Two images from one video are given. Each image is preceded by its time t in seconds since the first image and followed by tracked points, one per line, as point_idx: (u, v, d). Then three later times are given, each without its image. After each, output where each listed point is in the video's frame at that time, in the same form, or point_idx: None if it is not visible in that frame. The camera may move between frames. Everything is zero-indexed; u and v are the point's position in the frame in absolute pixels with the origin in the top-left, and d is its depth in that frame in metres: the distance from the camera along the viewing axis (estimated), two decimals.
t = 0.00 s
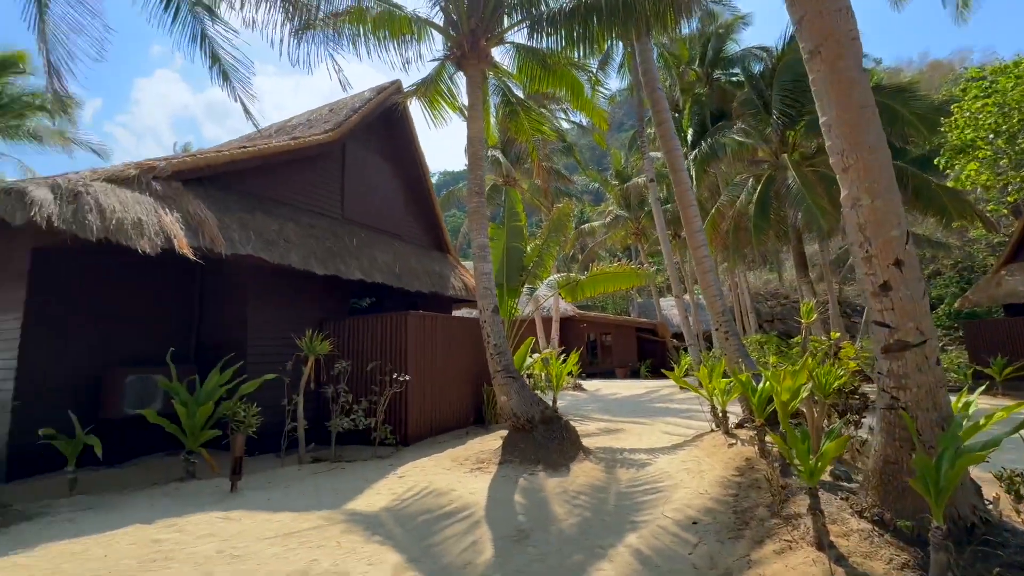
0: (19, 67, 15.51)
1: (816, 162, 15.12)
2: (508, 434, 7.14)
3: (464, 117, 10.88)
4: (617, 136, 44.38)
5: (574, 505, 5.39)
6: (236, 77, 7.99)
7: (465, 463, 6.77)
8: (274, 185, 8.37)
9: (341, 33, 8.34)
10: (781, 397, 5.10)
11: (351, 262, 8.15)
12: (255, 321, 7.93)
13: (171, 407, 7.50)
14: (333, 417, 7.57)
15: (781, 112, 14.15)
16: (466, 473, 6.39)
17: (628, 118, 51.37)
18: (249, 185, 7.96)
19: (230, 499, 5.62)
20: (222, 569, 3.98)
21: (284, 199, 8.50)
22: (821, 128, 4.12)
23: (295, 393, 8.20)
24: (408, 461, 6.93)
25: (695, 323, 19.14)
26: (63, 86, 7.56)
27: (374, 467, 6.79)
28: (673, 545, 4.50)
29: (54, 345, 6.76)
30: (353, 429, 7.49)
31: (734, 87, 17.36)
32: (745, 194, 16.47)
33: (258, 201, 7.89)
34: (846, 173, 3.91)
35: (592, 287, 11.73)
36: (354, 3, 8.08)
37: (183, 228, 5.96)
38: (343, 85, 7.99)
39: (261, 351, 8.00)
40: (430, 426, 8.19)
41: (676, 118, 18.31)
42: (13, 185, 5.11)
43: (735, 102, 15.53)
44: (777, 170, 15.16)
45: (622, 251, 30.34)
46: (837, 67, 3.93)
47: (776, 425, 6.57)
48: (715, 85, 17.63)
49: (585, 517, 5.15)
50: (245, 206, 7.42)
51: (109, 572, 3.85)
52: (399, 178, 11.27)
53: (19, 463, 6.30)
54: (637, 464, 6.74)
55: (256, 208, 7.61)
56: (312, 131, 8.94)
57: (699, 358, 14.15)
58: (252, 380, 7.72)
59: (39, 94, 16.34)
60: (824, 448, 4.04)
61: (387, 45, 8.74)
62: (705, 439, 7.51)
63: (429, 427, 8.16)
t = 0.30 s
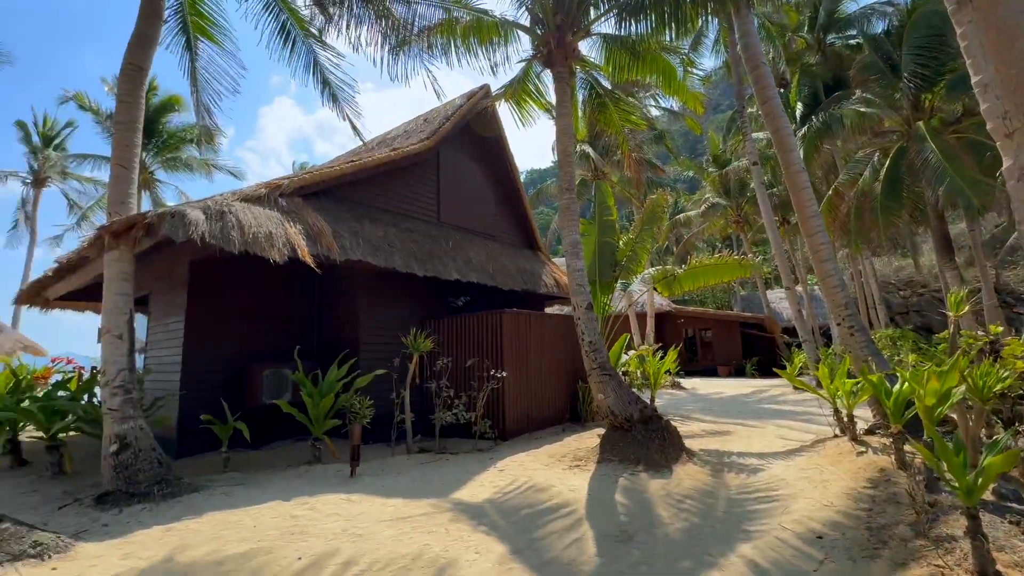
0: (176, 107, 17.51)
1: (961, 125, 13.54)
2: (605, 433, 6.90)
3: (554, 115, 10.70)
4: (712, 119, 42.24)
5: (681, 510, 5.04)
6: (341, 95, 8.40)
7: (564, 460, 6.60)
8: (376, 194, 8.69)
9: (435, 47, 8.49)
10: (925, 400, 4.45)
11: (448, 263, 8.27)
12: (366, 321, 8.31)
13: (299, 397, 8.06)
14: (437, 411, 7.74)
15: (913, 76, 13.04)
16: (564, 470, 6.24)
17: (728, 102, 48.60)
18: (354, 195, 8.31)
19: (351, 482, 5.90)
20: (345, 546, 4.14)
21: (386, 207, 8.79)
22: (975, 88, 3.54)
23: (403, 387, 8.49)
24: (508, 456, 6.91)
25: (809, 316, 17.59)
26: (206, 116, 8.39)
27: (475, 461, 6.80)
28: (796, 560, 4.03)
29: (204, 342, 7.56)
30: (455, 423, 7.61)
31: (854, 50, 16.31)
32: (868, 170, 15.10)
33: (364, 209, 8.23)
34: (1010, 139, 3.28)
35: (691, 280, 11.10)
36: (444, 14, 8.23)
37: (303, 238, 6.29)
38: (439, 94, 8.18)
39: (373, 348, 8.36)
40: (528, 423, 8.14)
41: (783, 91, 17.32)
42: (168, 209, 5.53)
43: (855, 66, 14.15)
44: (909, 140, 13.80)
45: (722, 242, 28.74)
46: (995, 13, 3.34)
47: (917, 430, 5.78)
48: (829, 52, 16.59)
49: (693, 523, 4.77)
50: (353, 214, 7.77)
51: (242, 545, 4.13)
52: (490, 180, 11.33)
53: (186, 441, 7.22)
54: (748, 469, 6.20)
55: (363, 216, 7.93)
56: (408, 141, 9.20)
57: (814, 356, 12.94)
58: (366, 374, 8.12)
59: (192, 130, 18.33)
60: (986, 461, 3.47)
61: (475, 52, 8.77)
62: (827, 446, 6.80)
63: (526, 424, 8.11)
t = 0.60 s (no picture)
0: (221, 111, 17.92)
1: None
2: (636, 432, 6.75)
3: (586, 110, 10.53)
4: (752, 112, 41.13)
5: (715, 513, 4.86)
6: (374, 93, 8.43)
7: (594, 459, 6.47)
8: (409, 191, 8.70)
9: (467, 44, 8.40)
10: (982, 407, 4.17)
11: (479, 260, 8.22)
12: (399, 317, 8.34)
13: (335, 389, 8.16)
14: (467, 407, 7.71)
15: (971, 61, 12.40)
16: (594, 469, 6.12)
17: (768, 94, 47.06)
18: (387, 193, 8.33)
19: (384, 474, 5.92)
20: (379, 536, 4.14)
21: (417, 204, 8.79)
22: None
23: (435, 382, 8.49)
24: (538, 453, 6.83)
25: (853, 315, 16.93)
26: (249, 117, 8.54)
27: (506, 457, 6.74)
28: (838, 570, 3.81)
29: (244, 335, 7.71)
30: (486, 419, 7.57)
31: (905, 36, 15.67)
32: (921, 163, 14.49)
33: (397, 207, 8.25)
34: None
35: (728, 278, 10.79)
36: (476, 12, 8.18)
37: (339, 234, 6.35)
38: (474, 89, 8.14)
39: (406, 343, 8.38)
40: (558, 421, 8.03)
41: (827, 81, 16.74)
42: (213, 207, 5.63)
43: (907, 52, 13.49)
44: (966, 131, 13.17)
45: (761, 238, 27.94)
46: None
47: (972, 437, 5.46)
48: (878, 38, 15.93)
49: (728, 527, 4.60)
50: (386, 211, 7.80)
51: (278, 532, 4.17)
52: (521, 177, 11.24)
53: (229, 430, 7.39)
54: (785, 474, 5.97)
55: (397, 214, 7.95)
56: (440, 139, 9.19)
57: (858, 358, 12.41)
58: (398, 369, 8.15)
59: (236, 132, 18.75)
60: None
61: (507, 48, 8.67)
62: (871, 452, 6.51)
63: (556, 422, 8.01)
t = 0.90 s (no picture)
0: (198, 99, 17.57)
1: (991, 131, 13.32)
2: (613, 433, 6.84)
3: (571, 112, 10.61)
4: (733, 120, 41.79)
5: (688, 514, 4.96)
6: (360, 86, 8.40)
7: (571, 459, 6.53)
8: (392, 188, 8.67)
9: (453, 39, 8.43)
10: (943, 413, 4.34)
11: (461, 259, 8.23)
12: (378, 314, 8.31)
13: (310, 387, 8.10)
14: (444, 406, 7.71)
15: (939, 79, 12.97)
16: (570, 469, 6.18)
17: (750, 103, 47.81)
18: (369, 188, 8.29)
19: (358, 473, 5.91)
20: (353, 536, 4.14)
21: (400, 201, 8.77)
22: (1007, 93, 3.40)
23: (413, 380, 8.48)
24: (515, 453, 6.87)
25: (826, 322, 17.35)
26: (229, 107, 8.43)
27: (483, 457, 6.76)
28: (804, 571, 3.92)
29: (218, 329, 7.60)
30: (463, 418, 7.59)
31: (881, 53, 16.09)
32: (893, 176, 14.99)
33: (379, 203, 8.22)
34: None
35: (706, 282, 10.98)
36: (464, 9, 8.20)
37: (318, 229, 6.30)
38: (462, 84, 8.15)
39: (384, 341, 8.35)
40: (536, 421, 8.09)
41: (805, 93, 17.17)
42: (188, 197, 5.55)
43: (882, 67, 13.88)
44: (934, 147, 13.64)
45: (739, 244, 28.40)
46: None
47: (934, 441, 5.65)
48: (855, 53, 16.36)
49: (700, 527, 4.70)
50: (368, 207, 7.78)
51: (249, 531, 4.15)
52: (505, 176, 11.28)
53: (199, 427, 7.28)
54: (757, 476, 6.11)
55: (378, 210, 7.93)
56: (424, 136, 9.18)
57: (830, 363, 12.73)
58: (376, 367, 8.13)
59: (213, 120, 18.39)
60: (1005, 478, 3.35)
61: (494, 45, 8.69)
62: (838, 455, 6.70)
63: (534, 422, 8.06)
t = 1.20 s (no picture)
0: (147, 81, 16.87)
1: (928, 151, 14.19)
2: (573, 433, 6.96)
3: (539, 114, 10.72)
4: (695, 128, 43.01)
5: (643, 512, 5.12)
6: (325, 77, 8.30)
7: (530, 460, 6.62)
8: (354, 182, 8.58)
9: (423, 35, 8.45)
10: (880, 413, 4.62)
11: (425, 257, 8.23)
12: (337, 311, 8.21)
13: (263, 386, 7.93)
14: (404, 406, 7.68)
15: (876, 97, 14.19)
16: (530, 470, 6.27)
17: (711, 114, 49.29)
18: (331, 181, 8.18)
19: (313, 475, 5.84)
20: (304, 540, 4.11)
21: (362, 196, 8.68)
22: (939, 114, 3.64)
23: (372, 379, 8.41)
24: (476, 453, 6.93)
25: (777, 326, 18.09)
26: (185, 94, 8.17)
27: (444, 457, 6.78)
28: (749, 565, 4.09)
29: (163, 324, 7.36)
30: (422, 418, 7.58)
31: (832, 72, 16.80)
32: (840, 190, 15.79)
33: (341, 197, 8.13)
34: (972, 166, 3.41)
35: (665, 286, 11.29)
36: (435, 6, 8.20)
37: (275, 222, 6.19)
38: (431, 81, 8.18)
39: (343, 340, 8.26)
40: (496, 421, 8.14)
41: (761, 107, 17.89)
42: (133, 184, 5.36)
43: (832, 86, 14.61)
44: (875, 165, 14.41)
45: (699, 250, 29.22)
46: (962, 43, 3.45)
47: (872, 441, 6.01)
48: (808, 71, 17.07)
49: (653, 525, 4.86)
50: (329, 201, 7.69)
51: (195, 537, 4.06)
52: (472, 175, 11.31)
53: (140, 428, 7.02)
54: (709, 474, 6.34)
55: (339, 205, 7.84)
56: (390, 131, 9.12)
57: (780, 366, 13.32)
58: (333, 366, 8.02)
59: (163, 103, 17.69)
60: (932, 474, 3.55)
61: (463, 43, 8.72)
62: (785, 453, 7.02)
63: (494, 422, 8.12)
